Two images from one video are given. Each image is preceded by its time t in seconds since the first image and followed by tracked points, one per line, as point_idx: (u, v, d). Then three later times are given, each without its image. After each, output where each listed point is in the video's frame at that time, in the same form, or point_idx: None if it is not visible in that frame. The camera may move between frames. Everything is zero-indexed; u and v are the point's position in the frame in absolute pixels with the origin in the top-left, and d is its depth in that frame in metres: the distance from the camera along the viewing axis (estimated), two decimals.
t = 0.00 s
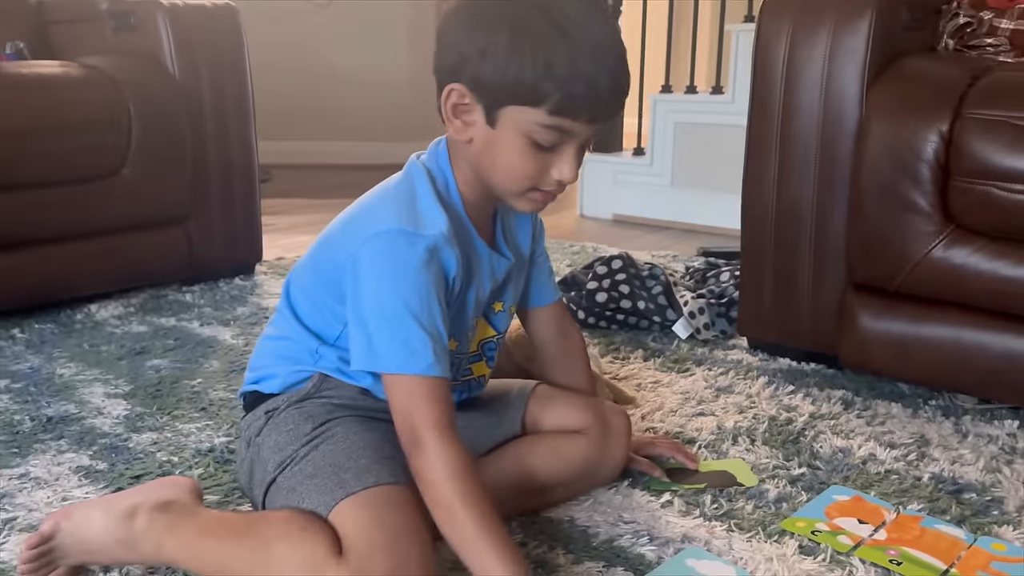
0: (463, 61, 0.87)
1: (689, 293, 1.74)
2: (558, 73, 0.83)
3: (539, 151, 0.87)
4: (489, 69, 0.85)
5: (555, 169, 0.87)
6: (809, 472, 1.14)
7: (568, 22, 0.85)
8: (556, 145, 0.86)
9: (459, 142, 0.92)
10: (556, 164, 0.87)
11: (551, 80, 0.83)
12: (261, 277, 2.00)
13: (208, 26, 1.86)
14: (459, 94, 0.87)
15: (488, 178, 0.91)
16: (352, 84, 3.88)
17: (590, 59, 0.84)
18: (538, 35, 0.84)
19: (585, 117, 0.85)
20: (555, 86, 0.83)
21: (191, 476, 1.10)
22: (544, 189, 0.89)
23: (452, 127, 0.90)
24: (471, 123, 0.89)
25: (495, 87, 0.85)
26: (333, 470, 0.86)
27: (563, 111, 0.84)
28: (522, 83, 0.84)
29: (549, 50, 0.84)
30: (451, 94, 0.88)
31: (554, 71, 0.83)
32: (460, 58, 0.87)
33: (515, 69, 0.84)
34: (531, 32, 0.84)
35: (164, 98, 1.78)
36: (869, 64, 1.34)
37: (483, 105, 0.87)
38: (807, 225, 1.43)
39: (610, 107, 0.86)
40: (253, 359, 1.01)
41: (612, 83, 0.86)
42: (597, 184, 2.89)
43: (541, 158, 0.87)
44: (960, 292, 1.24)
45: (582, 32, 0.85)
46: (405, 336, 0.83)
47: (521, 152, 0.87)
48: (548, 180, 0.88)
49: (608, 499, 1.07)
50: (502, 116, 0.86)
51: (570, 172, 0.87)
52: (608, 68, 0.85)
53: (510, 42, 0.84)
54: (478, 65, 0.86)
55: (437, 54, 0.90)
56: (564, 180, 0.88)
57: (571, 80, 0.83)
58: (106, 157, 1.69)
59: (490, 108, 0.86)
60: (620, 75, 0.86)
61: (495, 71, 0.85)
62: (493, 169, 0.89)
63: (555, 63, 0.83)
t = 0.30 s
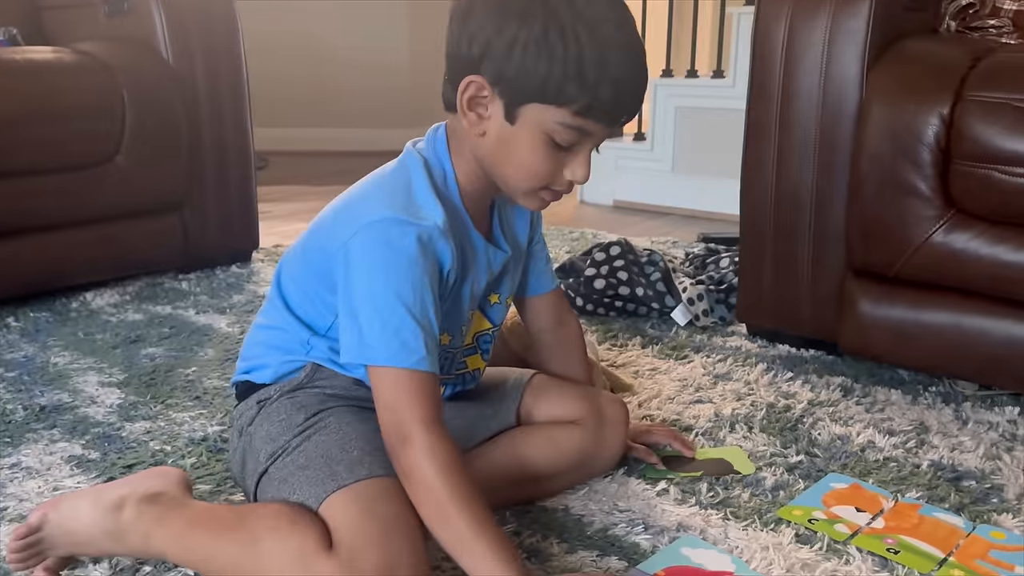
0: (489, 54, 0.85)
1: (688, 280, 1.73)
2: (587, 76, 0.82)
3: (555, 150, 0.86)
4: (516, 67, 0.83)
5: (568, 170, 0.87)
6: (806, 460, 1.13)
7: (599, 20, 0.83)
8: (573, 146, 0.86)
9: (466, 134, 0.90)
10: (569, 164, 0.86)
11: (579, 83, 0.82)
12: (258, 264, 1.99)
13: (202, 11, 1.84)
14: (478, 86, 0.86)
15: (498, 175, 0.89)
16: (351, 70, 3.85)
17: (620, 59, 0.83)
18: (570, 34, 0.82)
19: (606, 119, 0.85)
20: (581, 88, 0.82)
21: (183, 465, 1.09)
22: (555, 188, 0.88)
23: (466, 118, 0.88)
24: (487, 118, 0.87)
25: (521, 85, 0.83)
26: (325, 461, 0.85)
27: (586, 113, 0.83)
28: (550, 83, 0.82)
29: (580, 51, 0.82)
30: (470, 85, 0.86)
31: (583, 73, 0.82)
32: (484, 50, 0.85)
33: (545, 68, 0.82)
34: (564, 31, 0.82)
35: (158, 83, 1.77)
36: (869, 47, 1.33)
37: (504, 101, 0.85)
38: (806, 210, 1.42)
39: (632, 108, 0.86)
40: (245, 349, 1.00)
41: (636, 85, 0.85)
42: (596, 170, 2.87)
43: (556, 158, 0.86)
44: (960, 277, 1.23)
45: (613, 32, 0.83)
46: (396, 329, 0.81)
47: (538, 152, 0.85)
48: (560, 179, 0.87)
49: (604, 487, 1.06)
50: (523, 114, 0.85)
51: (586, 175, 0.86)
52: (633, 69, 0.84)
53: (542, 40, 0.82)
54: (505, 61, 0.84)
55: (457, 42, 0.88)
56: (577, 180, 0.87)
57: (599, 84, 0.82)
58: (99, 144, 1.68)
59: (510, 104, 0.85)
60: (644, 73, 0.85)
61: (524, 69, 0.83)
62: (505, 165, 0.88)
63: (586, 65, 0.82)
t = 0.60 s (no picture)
0: (478, 30, 0.84)
1: (689, 260, 1.72)
2: (578, 51, 0.81)
3: (550, 126, 0.84)
4: (506, 42, 0.82)
5: (561, 148, 0.85)
6: (807, 440, 1.13)
7: None
8: (566, 122, 0.85)
9: (459, 112, 0.89)
10: (564, 141, 0.85)
11: (570, 59, 0.81)
12: (257, 246, 1.98)
13: None
14: (468, 63, 0.85)
15: (492, 153, 0.88)
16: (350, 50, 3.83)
17: (611, 35, 0.82)
18: (561, 9, 0.81)
19: (599, 95, 0.84)
20: (572, 64, 0.81)
21: (183, 447, 1.09)
22: (550, 165, 0.87)
23: (457, 96, 0.87)
24: (478, 95, 0.86)
25: (511, 60, 0.82)
26: (323, 443, 0.85)
27: (578, 89, 0.83)
28: (540, 58, 0.81)
29: (571, 26, 0.81)
30: (460, 62, 0.85)
31: (574, 48, 0.81)
32: (474, 26, 0.84)
33: (535, 43, 0.81)
34: (554, 7, 0.81)
35: (155, 64, 1.76)
36: (872, 24, 1.31)
37: (494, 77, 0.84)
38: (808, 189, 1.41)
39: (625, 84, 0.85)
40: (242, 331, 1.00)
41: (629, 61, 0.83)
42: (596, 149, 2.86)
43: (550, 134, 0.85)
44: (962, 256, 1.22)
45: (604, 7, 0.82)
46: (390, 313, 0.81)
47: (531, 127, 0.84)
48: (554, 157, 0.86)
49: (604, 468, 1.06)
50: (514, 90, 0.84)
51: (580, 152, 0.85)
52: (626, 44, 0.83)
53: (532, 16, 0.81)
54: (494, 37, 0.83)
55: (449, 18, 0.87)
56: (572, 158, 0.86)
57: (590, 59, 0.81)
58: (97, 125, 1.68)
59: (500, 81, 0.84)
60: (637, 51, 0.84)
61: (513, 45, 0.82)
62: (497, 143, 0.87)
63: (576, 40, 0.81)
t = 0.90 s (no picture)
0: None
1: (686, 228, 1.71)
2: (575, 10, 0.80)
3: (546, 90, 0.83)
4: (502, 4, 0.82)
5: (558, 112, 0.84)
6: (802, 406, 1.13)
7: None
8: (563, 87, 0.84)
9: (456, 79, 0.89)
10: (561, 106, 0.84)
11: (566, 20, 0.80)
12: (252, 216, 1.97)
13: None
14: (462, 25, 0.85)
15: (487, 121, 0.88)
16: (344, 17, 3.78)
17: None
18: None
19: (596, 57, 0.82)
20: (569, 24, 0.80)
21: (180, 416, 1.10)
22: (543, 131, 0.86)
23: (452, 60, 0.87)
24: (474, 59, 0.86)
25: (506, 22, 0.81)
26: (320, 411, 0.85)
27: (574, 51, 0.81)
28: (535, 17, 0.80)
29: None
30: (454, 25, 0.85)
31: (570, 8, 0.80)
32: None
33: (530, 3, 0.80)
34: None
35: (145, 31, 1.74)
36: None
37: (489, 39, 0.84)
38: (805, 156, 1.40)
39: (622, 48, 0.84)
40: (236, 300, 0.99)
41: (626, 21, 0.82)
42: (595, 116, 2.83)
43: (546, 97, 0.84)
44: (959, 222, 1.22)
45: None
46: (390, 292, 0.81)
47: (527, 91, 0.83)
48: (550, 122, 0.85)
49: (600, 435, 1.06)
50: (510, 53, 0.83)
51: (577, 117, 0.84)
52: (623, 5, 0.82)
53: None
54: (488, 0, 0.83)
55: None
56: (568, 123, 0.85)
57: (586, 19, 0.80)
58: (87, 94, 1.66)
59: (496, 43, 0.83)
60: (634, 12, 0.83)
61: (509, 7, 0.81)
62: (491, 110, 0.86)
63: None
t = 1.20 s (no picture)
0: None
1: (680, 199, 1.71)
2: None
3: (551, 67, 0.82)
4: None
5: (561, 92, 0.83)
6: (793, 376, 1.13)
7: None
8: (569, 63, 0.82)
9: (458, 50, 0.88)
10: (564, 85, 0.83)
11: None
12: (242, 187, 1.96)
13: None
14: None
15: (489, 96, 0.87)
16: None
17: None
18: None
19: (603, 36, 0.81)
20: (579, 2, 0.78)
21: (172, 389, 1.09)
22: (546, 109, 0.85)
23: (458, 31, 0.86)
24: (479, 31, 0.84)
25: None
26: (313, 385, 0.84)
27: (583, 28, 0.80)
28: None
29: None
30: None
31: None
32: None
33: None
34: None
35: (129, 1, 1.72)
36: None
37: (496, 12, 0.82)
38: (799, 126, 1.39)
39: (629, 28, 0.83)
40: (230, 274, 0.99)
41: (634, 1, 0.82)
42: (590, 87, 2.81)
43: (551, 76, 0.82)
44: (952, 192, 1.21)
45: None
46: (407, 264, 0.80)
47: (532, 68, 0.82)
48: (552, 101, 0.84)
49: (592, 406, 1.07)
50: (517, 27, 0.81)
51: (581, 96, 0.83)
52: None
53: None
54: None
55: None
56: (570, 102, 0.84)
57: None
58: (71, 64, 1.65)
59: (503, 17, 0.82)
60: None
61: None
62: (494, 85, 0.85)
63: None
